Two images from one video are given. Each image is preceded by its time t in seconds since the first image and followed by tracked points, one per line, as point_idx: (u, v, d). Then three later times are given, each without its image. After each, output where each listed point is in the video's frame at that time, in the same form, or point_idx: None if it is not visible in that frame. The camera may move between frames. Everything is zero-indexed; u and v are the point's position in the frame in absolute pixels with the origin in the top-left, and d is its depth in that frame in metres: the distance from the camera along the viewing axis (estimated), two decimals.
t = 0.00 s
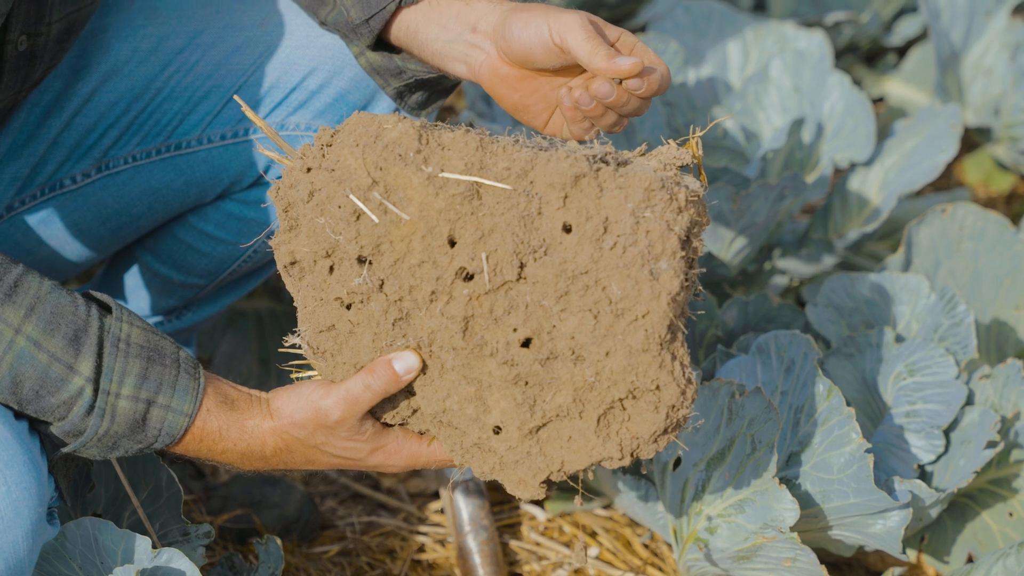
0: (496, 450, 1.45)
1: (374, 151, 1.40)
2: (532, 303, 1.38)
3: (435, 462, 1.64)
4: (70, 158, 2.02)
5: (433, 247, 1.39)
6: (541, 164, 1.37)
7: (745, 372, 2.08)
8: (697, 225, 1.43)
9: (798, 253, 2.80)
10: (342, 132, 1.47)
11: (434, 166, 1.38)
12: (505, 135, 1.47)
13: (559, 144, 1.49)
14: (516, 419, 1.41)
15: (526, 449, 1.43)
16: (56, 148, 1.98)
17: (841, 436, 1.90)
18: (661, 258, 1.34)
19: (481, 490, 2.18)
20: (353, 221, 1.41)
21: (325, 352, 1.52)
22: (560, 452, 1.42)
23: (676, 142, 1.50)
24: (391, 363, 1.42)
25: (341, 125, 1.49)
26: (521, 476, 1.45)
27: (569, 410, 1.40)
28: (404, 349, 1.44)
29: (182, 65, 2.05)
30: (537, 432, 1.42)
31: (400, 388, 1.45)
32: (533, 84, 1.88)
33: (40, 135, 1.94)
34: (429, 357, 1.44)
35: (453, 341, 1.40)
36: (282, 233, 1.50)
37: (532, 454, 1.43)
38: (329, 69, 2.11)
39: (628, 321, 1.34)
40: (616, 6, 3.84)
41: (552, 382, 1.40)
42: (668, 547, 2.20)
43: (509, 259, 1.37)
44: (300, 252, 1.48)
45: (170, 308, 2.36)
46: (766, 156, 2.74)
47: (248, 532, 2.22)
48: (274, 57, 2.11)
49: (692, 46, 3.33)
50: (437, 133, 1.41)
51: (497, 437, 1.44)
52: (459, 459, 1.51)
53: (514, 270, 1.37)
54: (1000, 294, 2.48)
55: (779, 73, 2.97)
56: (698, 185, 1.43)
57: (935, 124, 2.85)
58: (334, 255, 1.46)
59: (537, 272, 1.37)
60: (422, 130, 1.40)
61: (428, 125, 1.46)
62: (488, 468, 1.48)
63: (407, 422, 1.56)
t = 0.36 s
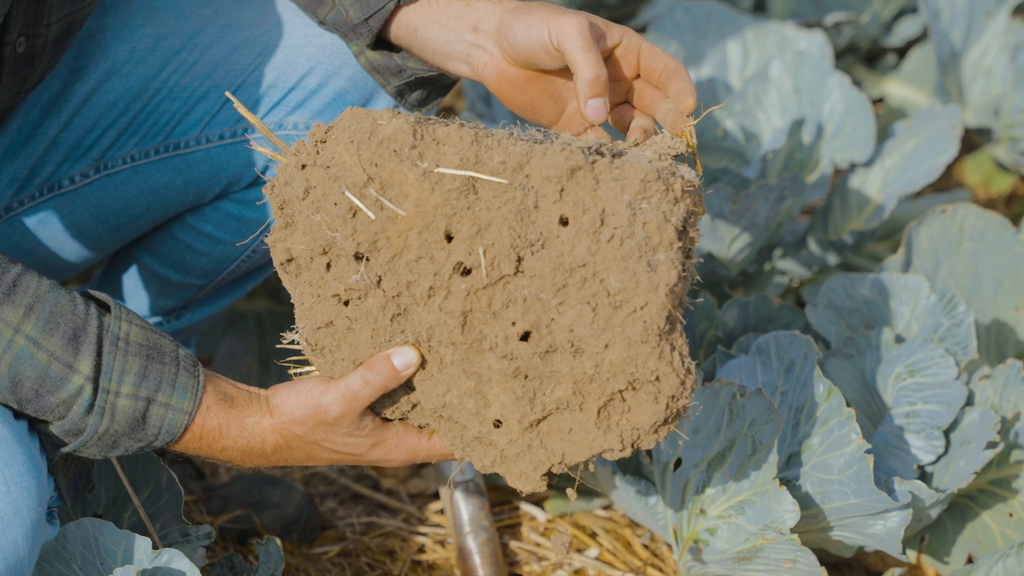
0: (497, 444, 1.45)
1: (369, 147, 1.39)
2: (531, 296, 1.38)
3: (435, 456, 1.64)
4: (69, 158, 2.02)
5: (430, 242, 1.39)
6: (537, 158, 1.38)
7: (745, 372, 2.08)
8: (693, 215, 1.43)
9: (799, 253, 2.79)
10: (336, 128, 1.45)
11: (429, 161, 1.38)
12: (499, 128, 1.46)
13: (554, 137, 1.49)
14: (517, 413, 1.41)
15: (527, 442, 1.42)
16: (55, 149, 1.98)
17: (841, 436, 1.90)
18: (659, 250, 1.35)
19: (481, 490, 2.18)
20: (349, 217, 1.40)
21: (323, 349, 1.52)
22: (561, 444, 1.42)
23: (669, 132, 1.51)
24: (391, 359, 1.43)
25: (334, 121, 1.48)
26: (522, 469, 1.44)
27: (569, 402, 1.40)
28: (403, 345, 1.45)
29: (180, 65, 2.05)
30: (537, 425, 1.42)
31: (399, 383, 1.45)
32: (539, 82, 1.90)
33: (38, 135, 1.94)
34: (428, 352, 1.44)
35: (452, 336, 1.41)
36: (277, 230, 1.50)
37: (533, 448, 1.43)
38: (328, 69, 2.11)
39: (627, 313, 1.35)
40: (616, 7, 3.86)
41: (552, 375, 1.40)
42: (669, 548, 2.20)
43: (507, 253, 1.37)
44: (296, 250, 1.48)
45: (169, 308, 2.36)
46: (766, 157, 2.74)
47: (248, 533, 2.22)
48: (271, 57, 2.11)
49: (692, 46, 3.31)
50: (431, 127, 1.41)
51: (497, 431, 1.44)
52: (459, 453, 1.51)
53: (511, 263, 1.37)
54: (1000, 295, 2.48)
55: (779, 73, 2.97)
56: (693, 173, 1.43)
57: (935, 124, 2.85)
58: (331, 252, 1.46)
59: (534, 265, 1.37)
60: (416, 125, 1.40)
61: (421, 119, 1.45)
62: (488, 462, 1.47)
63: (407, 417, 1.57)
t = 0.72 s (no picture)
0: (491, 441, 1.45)
1: (358, 146, 1.40)
2: (523, 292, 1.38)
3: (431, 453, 1.63)
4: (67, 160, 2.03)
5: (421, 240, 1.39)
6: (526, 154, 1.38)
7: (745, 373, 2.08)
8: (683, 209, 1.44)
9: (799, 254, 2.79)
10: (326, 128, 1.45)
11: (419, 159, 1.38)
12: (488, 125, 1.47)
13: (543, 133, 1.48)
14: (511, 409, 1.41)
15: (522, 438, 1.43)
16: (54, 150, 2.00)
17: (841, 437, 1.90)
18: (650, 244, 1.36)
19: (481, 491, 2.18)
20: (340, 217, 1.41)
21: (316, 348, 1.51)
22: (555, 440, 1.43)
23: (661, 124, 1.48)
24: (384, 357, 1.43)
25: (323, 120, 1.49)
26: (517, 466, 1.45)
27: (563, 398, 1.40)
28: (395, 343, 1.45)
29: (178, 66, 2.05)
30: (532, 421, 1.43)
31: (393, 381, 1.45)
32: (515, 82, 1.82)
33: (37, 137, 1.96)
34: (421, 350, 1.44)
35: (444, 334, 1.41)
36: (269, 231, 1.50)
37: (527, 444, 1.43)
38: (326, 70, 2.13)
39: (619, 308, 1.36)
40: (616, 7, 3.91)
41: (546, 371, 1.40)
42: (668, 549, 2.20)
43: (498, 250, 1.37)
44: (287, 249, 1.48)
45: (168, 309, 2.36)
46: (766, 157, 2.74)
47: (248, 533, 2.22)
48: (268, 59, 2.12)
49: (692, 46, 3.26)
50: (420, 125, 1.41)
51: (492, 427, 1.44)
52: (454, 450, 1.51)
53: (503, 260, 1.38)
54: (1000, 296, 2.48)
55: (779, 73, 2.98)
56: (683, 168, 1.43)
57: (935, 126, 2.84)
58: (323, 252, 1.45)
59: (526, 262, 1.37)
60: (406, 123, 1.40)
61: (411, 117, 1.45)
62: (483, 459, 1.48)
63: (402, 415, 1.57)
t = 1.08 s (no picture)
0: (483, 425, 1.44)
1: (332, 138, 1.42)
2: (503, 271, 1.38)
3: (428, 448, 1.62)
4: (64, 162, 2.04)
5: (399, 227, 1.40)
6: (498, 134, 1.39)
7: (745, 373, 2.08)
8: (662, 179, 1.44)
9: (799, 255, 2.80)
10: (300, 126, 1.46)
11: (393, 146, 1.40)
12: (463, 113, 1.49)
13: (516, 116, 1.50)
14: (498, 390, 1.41)
15: (512, 420, 1.42)
16: (51, 152, 2.01)
17: (841, 438, 1.90)
18: (626, 213, 1.36)
19: (481, 492, 2.18)
20: (317, 209, 1.42)
21: (306, 347, 1.52)
22: (546, 420, 1.41)
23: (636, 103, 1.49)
24: (370, 348, 1.42)
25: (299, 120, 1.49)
26: (510, 449, 1.43)
27: (551, 375, 1.40)
28: (382, 333, 1.44)
29: (174, 67, 2.07)
30: (521, 402, 1.42)
31: (382, 372, 1.45)
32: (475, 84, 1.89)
33: (34, 139, 1.98)
34: (407, 339, 1.44)
35: (428, 319, 1.41)
36: (252, 232, 1.50)
37: (518, 425, 1.42)
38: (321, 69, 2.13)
39: (600, 279, 1.35)
40: (615, 8, 3.90)
41: (531, 350, 1.40)
42: (668, 550, 2.20)
43: (475, 230, 1.37)
44: (270, 249, 1.48)
45: (166, 310, 2.35)
46: (766, 159, 2.74)
47: (248, 534, 2.23)
48: (267, 58, 2.13)
49: (691, 47, 3.30)
50: (393, 114, 1.43)
51: (482, 411, 1.43)
52: (449, 440, 1.51)
53: (481, 241, 1.37)
54: (1000, 296, 2.48)
55: (779, 74, 2.99)
56: (658, 143, 1.45)
57: (935, 126, 2.84)
58: (304, 247, 1.46)
59: (504, 240, 1.37)
60: (377, 114, 1.42)
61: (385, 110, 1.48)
62: (477, 446, 1.47)
63: (395, 410, 1.56)
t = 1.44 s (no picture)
0: (479, 409, 1.44)
1: (315, 128, 1.43)
2: (492, 253, 1.39)
3: (424, 435, 1.63)
4: (63, 163, 2.04)
5: (386, 213, 1.40)
6: (480, 116, 1.40)
7: (746, 376, 2.07)
8: (645, 156, 1.46)
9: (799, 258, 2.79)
10: (284, 120, 1.48)
11: (376, 133, 1.40)
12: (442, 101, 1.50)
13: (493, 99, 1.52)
14: (493, 371, 1.41)
15: (509, 402, 1.42)
16: (49, 154, 2.01)
17: (841, 440, 1.90)
18: (611, 188, 1.38)
19: (481, 493, 2.18)
20: (304, 199, 1.42)
21: (298, 340, 1.52)
22: (543, 399, 1.42)
23: (614, 83, 1.54)
24: (364, 338, 1.43)
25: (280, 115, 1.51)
26: (508, 431, 1.43)
27: (545, 354, 1.40)
28: (375, 322, 1.45)
29: (172, 68, 2.07)
30: (517, 383, 1.42)
31: (376, 361, 1.45)
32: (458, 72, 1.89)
33: (34, 141, 1.97)
34: (400, 327, 1.45)
35: (419, 305, 1.41)
36: (239, 229, 1.50)
37: (515, 406, 1.42)
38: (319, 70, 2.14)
39: (589, 255, 1.37)
40: (615, 10, 3.93)
41: (524, 330, 1.40)
42: (669, 552, 2.20)
43: (462, 214, 1.38)
44: (257, 244, 1.48)
45: (165, 312, 2.36)
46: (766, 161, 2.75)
47: (248, 536, 2.22)
48: (267, 58, 2.13)
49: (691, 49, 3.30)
50: (374, 104, 1.44)
51: (478, 394, 1.43)
52: (446, 426, 1.51)
53: (468, 224, 1.38)
54: (1000, 299, 2.49)
55: (779, 77, 2.98)
56: (639, 118, 1.48)
57: (934, 128, 2.84)
58: (292, 239, 1.46)
59: (492, 222, 1.38)
60: (359, 102, 1.43)
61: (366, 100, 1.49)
62: (475, 430, 1.47)
63: (390, 399, 1.57)
